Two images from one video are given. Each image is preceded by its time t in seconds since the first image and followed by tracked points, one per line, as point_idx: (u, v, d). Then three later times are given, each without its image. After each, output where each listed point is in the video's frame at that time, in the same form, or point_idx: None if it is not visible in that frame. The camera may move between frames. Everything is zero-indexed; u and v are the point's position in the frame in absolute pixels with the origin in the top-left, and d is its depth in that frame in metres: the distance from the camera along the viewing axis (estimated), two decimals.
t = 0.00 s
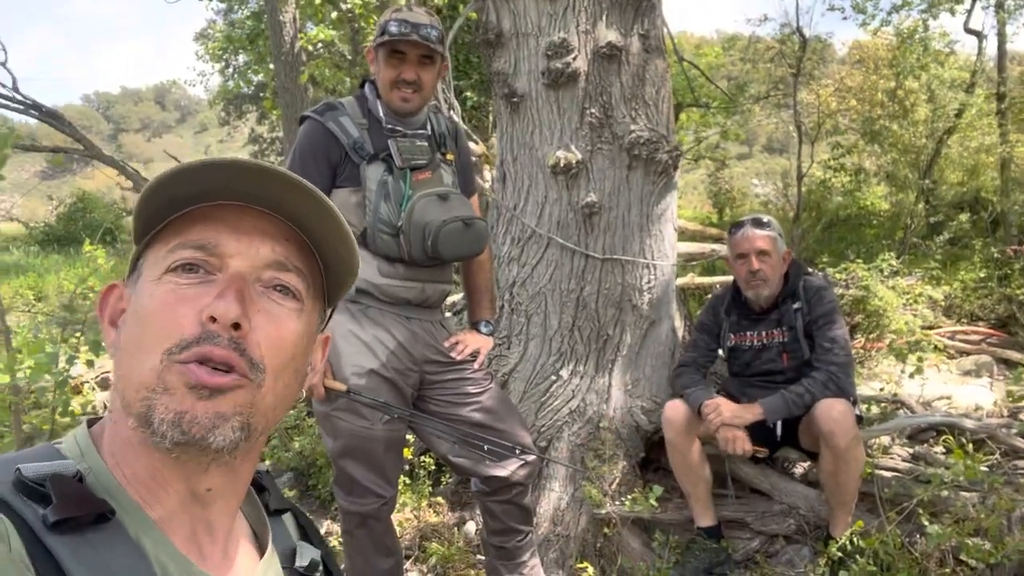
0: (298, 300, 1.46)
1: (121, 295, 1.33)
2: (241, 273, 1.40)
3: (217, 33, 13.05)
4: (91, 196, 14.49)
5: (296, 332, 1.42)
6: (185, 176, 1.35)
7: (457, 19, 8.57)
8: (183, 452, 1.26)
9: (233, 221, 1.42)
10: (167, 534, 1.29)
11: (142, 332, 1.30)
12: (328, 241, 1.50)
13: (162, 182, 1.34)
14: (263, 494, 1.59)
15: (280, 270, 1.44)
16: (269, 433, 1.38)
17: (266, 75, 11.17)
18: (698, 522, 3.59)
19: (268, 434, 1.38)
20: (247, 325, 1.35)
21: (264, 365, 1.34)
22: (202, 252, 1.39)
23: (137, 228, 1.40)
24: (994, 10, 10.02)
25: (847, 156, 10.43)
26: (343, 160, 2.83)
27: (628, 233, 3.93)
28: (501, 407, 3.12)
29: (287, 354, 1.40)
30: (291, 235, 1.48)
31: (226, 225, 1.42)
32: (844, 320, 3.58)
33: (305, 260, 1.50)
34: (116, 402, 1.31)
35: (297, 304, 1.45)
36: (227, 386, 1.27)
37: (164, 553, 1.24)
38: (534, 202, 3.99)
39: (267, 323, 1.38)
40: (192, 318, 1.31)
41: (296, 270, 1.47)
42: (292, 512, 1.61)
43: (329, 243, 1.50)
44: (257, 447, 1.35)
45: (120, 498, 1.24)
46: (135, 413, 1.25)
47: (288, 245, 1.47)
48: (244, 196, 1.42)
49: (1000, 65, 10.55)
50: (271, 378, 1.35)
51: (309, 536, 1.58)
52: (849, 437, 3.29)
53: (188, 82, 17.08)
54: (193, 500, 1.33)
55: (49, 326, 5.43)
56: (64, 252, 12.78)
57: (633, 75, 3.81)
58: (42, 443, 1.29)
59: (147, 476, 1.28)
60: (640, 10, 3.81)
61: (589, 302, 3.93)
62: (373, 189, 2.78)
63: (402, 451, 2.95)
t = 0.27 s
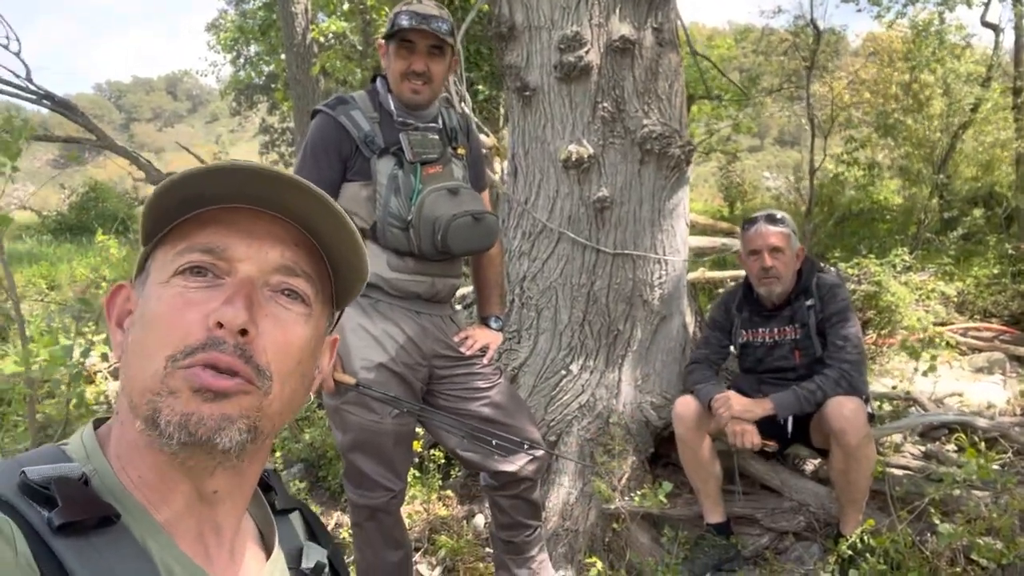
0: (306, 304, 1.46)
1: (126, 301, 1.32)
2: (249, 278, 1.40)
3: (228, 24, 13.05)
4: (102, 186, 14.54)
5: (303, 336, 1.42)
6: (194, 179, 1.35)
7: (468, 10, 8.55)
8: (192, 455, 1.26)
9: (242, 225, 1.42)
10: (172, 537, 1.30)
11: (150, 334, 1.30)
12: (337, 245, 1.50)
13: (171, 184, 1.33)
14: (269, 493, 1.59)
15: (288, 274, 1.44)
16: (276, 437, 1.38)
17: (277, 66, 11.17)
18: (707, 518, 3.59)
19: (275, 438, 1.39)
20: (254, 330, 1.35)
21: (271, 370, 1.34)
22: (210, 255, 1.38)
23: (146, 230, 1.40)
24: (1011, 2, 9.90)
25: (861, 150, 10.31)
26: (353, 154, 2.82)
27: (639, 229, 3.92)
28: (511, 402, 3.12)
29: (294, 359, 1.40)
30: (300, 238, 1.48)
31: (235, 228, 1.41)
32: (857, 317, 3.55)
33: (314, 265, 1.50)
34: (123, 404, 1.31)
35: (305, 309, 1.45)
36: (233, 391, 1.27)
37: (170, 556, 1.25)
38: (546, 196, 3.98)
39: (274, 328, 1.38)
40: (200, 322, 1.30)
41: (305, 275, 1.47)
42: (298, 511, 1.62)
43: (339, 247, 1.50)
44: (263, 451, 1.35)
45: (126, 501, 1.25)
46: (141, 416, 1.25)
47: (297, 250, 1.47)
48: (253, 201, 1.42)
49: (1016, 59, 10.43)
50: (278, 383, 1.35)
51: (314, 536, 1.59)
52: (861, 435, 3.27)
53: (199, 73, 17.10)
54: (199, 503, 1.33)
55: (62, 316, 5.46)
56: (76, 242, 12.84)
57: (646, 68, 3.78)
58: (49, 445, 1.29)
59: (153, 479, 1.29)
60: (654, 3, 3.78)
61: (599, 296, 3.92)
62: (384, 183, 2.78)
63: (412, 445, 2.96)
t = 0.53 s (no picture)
0: (310, 307, 1.45)
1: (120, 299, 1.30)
2: (253, 281, 1.39)
3: (236, 17, 13.05)
4: (111, 179, 14.57)
5: (308, 340, 1.41)
6: (199, 182, 1.34)
7: (476, 5, 8.53)
8: (192, 464, 1.24)
9: (247, 228, 1.41)
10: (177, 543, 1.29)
11: (153, 338, 1.29)
12: (343, 247, 1.50)
13: (174, 188, 1.32)
14: (273, 497, 1.61)
15: (293, 277, 1.44)
16: (281, 441, 1.37)
17: (285, 60, 11.17)
18: (715, 516, 3.57)
19: (279, 444, 1.37)
20: (259, 333, 1.33)
21: (278, 374, 1.33)
22: (214, 257, 1.38)
23: (151, 233, 1.39)
24: None
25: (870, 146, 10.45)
26: (363, 150, 2.81)
27: (648, 226, 3.90)
28: (518, 399, 3.12)
29: (300, 363, 1.38)
30: (305, 241, 1.48)
31: (240, 231, 1.41)
32: (868, 315, 3.53)
33: (318, 267, 1.50)
34: (127, 409, 1.30)
35: (309, 312, 1.44)
36: (237, 396, 1.25)
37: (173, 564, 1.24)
38: (554, 192, 3.96)
39: (279, 331, 1.37)
40: (203, 326, 1.29)
41: (310, 278, 1.47)
42: (304, 516, 1.64)
43: (346, 250, 1.50)
44: (268, 457, 1.34)
45: (130, 508, 1.24)
46: (143, 421, 1.24)
47: (303, 253, 1.46)
48: (258, 203, 1.42)
49: None
50: (284, 387, 1.33)
51: (320, 540, 1.61)
52: (872, 434, 3.25)
53: (207, 67, 17.12)
54: (203, 510, 1.32)
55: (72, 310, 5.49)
56: (84, 235, 12.89)
57: (656, 64, 3.76)
58: (53, 450, 1.29)
59: (157, 485, 1.27)
60: None
61: (608, 294, 3.91)
62: (392, 180, 2.76)
63: (420, 441, 2.95)
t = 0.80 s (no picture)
0: (310, 300, 1.45)
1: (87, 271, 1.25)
2: (253, 273, 1.39)
3: (238, 13, 13.05)
4: (113, 175, 14.59)
5: (309, 332, 1.42)
6: (198, 175, 1.35)
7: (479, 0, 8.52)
8: (191, 455, 1.24)
9: (247, 221, 1.42)
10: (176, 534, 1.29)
11: (152, 328, 1.29)
12: (344, 242, 1.50)
13: (174, 181, 1.34)
14: (274, 489, 1.63)
15: (293, 270, 1.44)
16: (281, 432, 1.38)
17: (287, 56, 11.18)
18: (717, 512, 3.56)
19: (279, 436, 1.37)
20: (258, 324, 1.33)
21: (278, 365, 1.33)
22: (214, 249, 1.39)
23: (152, 226, 1.40)
24: None
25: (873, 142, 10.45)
26: (365, 146, 2.82)
27: (650, 221, 3.90)
28: (520, 394, 3.12)
29: (301, 355, 1.39)
30: (306, 235, 1.49)
31: (240, 225, 1.42)
32: (870, 312, 3.53)
33: (318, 261, 1.51)
34: (127, 401, 1.30)
35: (309, 305, 1.44)
36: (237, 385, 1.25)
37: (173, 554, 1.24)
38: (556, 187, 3.96)
39: (279, 323, 1.37)
40: (202, 317, 1.29)
41: (310, 271, 1.47)
42: (305, 506, 1.66)
43: (346, 243, 1.50)
44: (267, 449, 1.34)
45: (130, 498, 1.25)
46: (141, 412, 1.24)
47: (303, 247, 1.47)
48: (258, 196, 1.43)
49: None
50: (284, 378, 1.33)
51: (321, 531, 1.63)
52: (874, 430, 3.25)
53: (209, 63, 17.10)
54: (202, 501, 1.32)
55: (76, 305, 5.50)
56: (87, 231, 12.90)
57: (658, 60, 3.76)
58: (53, 441, 1.29)
59: (158, 476, 1.28)
60: None
61: (610, 289, 3.91)
62: (395, 175, 2.77)
63: (422, 437, 2.95)
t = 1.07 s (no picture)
0: (311, 304, 1.46)
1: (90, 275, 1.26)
2: (254, 278, 1.40)
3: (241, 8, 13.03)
4: (115, 170, 14.59)
5: (310, 336, 1.42)
6: (200, 181, 1.36)
7: None
8: (192, 458, 1.25)
9: (249, 226, 1.43)
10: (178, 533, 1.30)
11: (154, 332, 1.30)
12: (345, 246, 1.51)
13: (176, 186, 1.34)
14: (275, 488, 1.64)
15: (295, 274, 1.45)
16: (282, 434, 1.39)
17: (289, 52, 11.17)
18: (715, 511, 3.57)
19: (279, 438, 1.38)
20: (260, 329, 1.34)
21: (279, 369, 1.34)
22: (216, 253, 1.39)
23: (154, 229, 1.41)
24: None
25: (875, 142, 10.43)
26: (367, 145, 2.82)
27: (651, 221, 3.91)
28: (519, 393, 3.13)
29: (302, 359, 1.40)
30: (307, 239, 1.49)
31: (242, 229, 1.42)
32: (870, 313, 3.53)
33: (320, 265, 1.51)
34: (129, 403, 1.31)
35: (310, 308, 1.45)
36: (238, 390, 1.27)
37: (175, 554, 1.25)
38: (558, 186, 3.96)
39: (280, 327, 1.38)
40: (204, 321, 1.30)
41: (312, 275, 1.48)
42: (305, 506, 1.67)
43: (347, 248, 1.51)
44: (268, 451, 1.35)
45: (133, 499, 1.26)
46: (143, 414, 1.25)
47: (305, 251, 1.48)
48: (260, 201, 1.43)
49: None
50: (285, 382, 1.34)
51: (322, 530, 1.64)
52: (874, 432, 3.26)
53: (211, 58, 17.09)
54: (203, 502, 1.33)
55: (77, 300, 5.51)
56: (89, 226, 12.90)
57: (660, 60, 3.76)
58: (55, 442, 1.30)
59: (160, 477, 1.29)
60: None
61: (610, 288, 3.92)
62: (397, 175, 2.77)
63: (422, 435, 2.96)
